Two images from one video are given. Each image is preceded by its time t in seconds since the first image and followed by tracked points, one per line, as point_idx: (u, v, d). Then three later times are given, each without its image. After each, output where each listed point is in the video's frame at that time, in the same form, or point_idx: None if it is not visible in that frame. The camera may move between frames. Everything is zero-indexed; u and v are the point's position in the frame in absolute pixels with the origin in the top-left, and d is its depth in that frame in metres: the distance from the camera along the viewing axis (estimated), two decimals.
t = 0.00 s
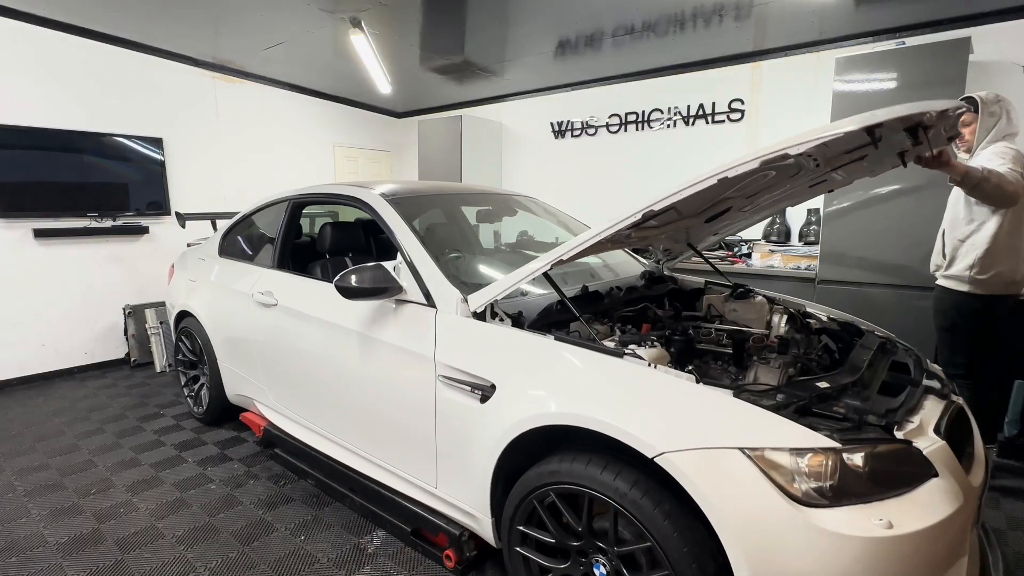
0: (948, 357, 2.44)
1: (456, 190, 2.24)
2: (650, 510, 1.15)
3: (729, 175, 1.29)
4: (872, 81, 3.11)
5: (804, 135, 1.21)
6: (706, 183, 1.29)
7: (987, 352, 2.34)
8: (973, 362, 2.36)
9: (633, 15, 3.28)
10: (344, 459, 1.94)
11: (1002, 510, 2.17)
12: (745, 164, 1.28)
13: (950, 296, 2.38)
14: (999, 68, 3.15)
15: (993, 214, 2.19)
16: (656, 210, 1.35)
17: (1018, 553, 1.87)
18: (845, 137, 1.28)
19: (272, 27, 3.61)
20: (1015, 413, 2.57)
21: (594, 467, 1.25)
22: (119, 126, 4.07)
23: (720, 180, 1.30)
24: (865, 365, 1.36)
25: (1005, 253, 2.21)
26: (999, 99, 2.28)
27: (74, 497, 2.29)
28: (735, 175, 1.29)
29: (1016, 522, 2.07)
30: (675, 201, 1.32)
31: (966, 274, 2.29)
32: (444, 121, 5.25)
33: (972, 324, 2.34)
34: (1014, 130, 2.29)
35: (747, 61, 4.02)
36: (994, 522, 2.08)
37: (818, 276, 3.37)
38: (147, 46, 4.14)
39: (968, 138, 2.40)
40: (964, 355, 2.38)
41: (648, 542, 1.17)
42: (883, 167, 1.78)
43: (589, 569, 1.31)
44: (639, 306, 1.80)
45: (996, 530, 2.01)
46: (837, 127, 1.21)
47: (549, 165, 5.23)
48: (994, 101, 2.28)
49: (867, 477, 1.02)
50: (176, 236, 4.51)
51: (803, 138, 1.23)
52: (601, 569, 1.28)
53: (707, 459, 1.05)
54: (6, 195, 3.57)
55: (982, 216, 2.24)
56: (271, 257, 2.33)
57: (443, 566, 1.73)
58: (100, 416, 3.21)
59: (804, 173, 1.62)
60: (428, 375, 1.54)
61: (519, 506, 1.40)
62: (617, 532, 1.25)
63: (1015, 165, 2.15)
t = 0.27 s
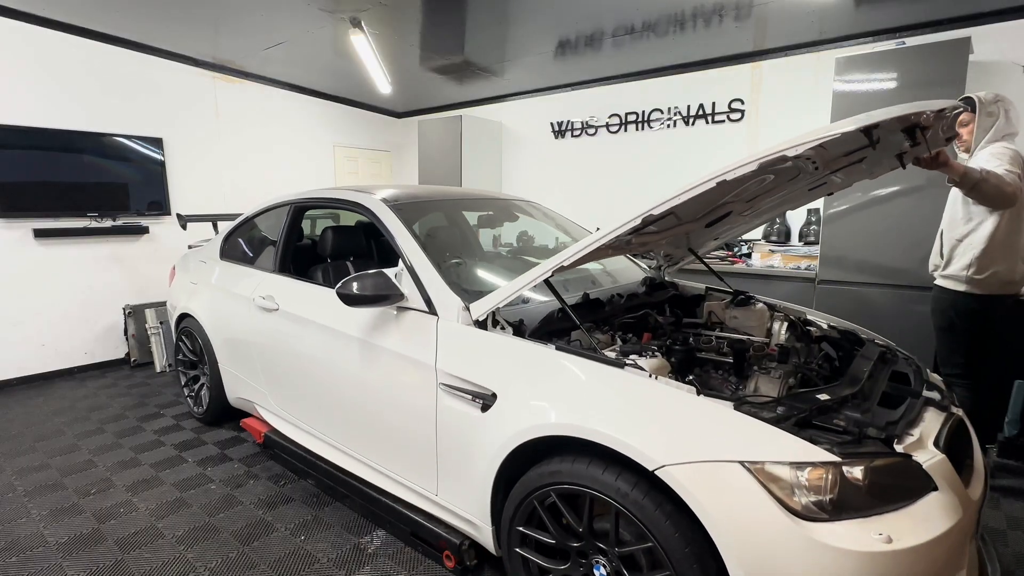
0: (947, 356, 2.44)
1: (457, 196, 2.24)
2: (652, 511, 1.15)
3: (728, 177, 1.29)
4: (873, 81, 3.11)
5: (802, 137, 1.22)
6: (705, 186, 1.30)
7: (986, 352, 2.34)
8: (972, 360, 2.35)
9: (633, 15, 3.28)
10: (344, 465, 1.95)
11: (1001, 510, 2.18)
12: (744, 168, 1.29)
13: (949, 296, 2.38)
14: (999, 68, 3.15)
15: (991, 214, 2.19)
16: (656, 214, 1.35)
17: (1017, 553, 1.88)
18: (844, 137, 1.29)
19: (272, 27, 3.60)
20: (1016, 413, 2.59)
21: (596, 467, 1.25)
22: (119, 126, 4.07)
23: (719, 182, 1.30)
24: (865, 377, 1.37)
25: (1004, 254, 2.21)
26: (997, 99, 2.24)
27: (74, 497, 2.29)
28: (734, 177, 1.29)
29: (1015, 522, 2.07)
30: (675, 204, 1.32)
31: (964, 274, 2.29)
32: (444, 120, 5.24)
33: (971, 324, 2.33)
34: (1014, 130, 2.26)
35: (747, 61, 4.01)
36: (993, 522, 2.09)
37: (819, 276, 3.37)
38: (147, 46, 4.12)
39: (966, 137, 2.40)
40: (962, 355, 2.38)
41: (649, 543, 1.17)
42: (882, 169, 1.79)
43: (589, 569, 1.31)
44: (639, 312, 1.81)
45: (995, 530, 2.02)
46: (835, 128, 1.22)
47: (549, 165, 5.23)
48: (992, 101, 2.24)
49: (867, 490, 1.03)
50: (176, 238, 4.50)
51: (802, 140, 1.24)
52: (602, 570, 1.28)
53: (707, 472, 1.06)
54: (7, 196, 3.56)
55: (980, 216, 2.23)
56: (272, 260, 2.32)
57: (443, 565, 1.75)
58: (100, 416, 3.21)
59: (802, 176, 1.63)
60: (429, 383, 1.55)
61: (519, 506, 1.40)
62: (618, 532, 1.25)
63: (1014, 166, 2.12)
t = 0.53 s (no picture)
0: (948, 356, 2.44)
1: (458, 198, 2.24)
2: (654, 511, 1.15)
3: (729, 182, 1.30)
4: (873, 80, 3.11)
5: (803, 142, 1.23)
6: (707, 191, 1.30)
7: (987, 352, 2.34)
8: (973, 359, 2.35)
9: (633, 15, 3.27)
10: (345, 467, 1.95)
11: (1000, 510, 2.18)
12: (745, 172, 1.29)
13: (950, 296, 2.38)
14: (999, 68, 3.15)
15: (994, 215, 2.20)
16: (658, 218, 1.35)
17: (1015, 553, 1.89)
18: (845, 142, 1.29)
19: (272, 27, 3.59)
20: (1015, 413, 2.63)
21: (598, 466, 1.25)
22: (119, 126, 4.06)
23: (721, 187, 1.30)
24: (865, 383, 1.38)
25: (1003, 254, 2.22)
26: (993, 99, 2.23)
27: (74, 497, 2.29)
28: (736, 182, 1.29)
29: (1014, 522, 2.08)
30: (676, 209, 1.33)
31: (966, 274, 2.30)
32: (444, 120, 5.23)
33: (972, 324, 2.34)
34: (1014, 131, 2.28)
35: (747, 61, 4.01)
36: (992, 522, 2.09)
37: (818, 276, 3.38)
38: (147, 46, 4.12)
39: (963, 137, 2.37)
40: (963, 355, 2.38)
41: (650, 543, 1.18)
42: (882, 173, 1.80)
43: (589, 569, 1.32)
44: (640, 316, 1.82)
45: (994, 530, 2.03)
46: (836, 133, 1.22)
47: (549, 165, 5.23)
48: (987, 102, 2.24)
49: (867, 497, 1.03)
50: (176, 237, 4.50)
51: (803, 145, 1.24)
52: (602, 570, 1.28)
53: (709, 478, 1.06)
54: (7, 196, 3.56)
55: (982, 217, 2.24)
56: (274, 262, 2.32)
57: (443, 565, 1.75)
58: (99, 416, 3.21)
59: (803, 180, 1.64)
60: (431, 388, 1.55)
61: (520, 506, 1.40)
62: (618, 532, 1.25)
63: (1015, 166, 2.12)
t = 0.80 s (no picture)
0: (949, 356, 2.44)
1: (459, 198, 2.24)
2: (654, 511, 1.15)
3: (728, 179, 1.29)
4: (873, 80, 3.11)
5: (802, 138, 1.22)
6: (706, 188, 1.29)
7: (988, 352, 2.34)
8: (975, 359, 2.35)
9: (633, 15, 3.27)
10: (344, 466, 1.95)
11: (1001, 510, 2.18)
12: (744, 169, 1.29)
13: (951, 296, 2.38)
14: (999, 68, 3.15)
15: (994, 215, 2.20)
16: (656, 216, 1.35)
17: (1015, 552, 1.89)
18: (843, 138, 1.29)
19: (272, 28, 3.60)
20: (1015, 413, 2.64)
21: (598, 466, 1.25)
22: (119, 126, 4.06)
23: (719, 184, 1.30)
24: (865, 383, 1.38)
25: (1004, 254, 2.22)
26: (993, 98, 2.23)
27: (74, 497, 2.29)
28: (735, 179, 1.29)
29: (1015, 523, 2.08)
30: (675, 206, 1.32)
31: (968, 274, 2.30)
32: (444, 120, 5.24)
33: (972, 324, 2.34)
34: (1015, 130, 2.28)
35: (747, 61, 4.01)
36: (993, 523, 2.09)
37: (819, 276, 3.38)
38: (147, 46, 4.12)
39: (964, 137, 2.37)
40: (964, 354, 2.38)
41: (650, 543, 1.18)
42: (881, 170, 1.80)
43: (589, 569, 1.32)
44: (640, 316, 1.81)
45: (995, 531, 2.02)
46: (834, 129, 1.22)
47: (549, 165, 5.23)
48: (987, 101, 2.24)
49: (867, 497, 1.03)
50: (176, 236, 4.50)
51: (801, 141, 1.23)
52: (602, 570, 1.28)
53: (708, 478, 1.06)
54: (7, 196, 3.56)
55: (982, 217, 2.25)
56: (274, 262, 2.32)
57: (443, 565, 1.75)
58: (100, 416, 3.21)
59: (802, 178, 1.63)
60: (431, 388, 1.55)
61: (520, 506, 1.40)
62: (618, 532, 1.25)
63: (1015, 166, 2.12)
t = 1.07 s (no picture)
0: (949, 356, 2.44)
1: (458, 198, 2.24)
2: (654, 511, 1.15)
3: (727, 175, 1.29)
4: (873, 80, 3.11)
5: (800, 134, 1.22)
6: (704, 186, 1.29)
7: (988, 352, 2.34)
8: (975, 359, 2.35)
9: (633, 15, 3.27)
10: (345, 467, 1.95)
11: (1002, 510, 2.18)
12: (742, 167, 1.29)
13: (952, 296, 2.38)
14: (999, 68, 3.16)
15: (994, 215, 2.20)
16: (655, 214, 1.34)
17: (1015, 552, 1.89)
18: (842, 134, 1.29)
19: (272, 28, 3.60)
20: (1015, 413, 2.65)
21: (598, 466, 1.25)
22: (119, 126, 4.06)
23: (718, 181, 1.29)
24: (865, 384, 1.38)
25: (1005, 254, 2.21)
26: (993, 98, 2.24)
27: (74, 497, 2.29)
28: (734, 176, 1.29)
29: (1015, 523, 2.08)
30: (675, 204, 1.31)
31: (969, 274, 2.30)
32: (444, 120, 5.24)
33: (972, 324, 2.34)
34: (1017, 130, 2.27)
35: (747, 61, 4.01)
36: (993, 522, 2.09)
37: (818, 276, 3.38)
38: (147, 46, 4.12)
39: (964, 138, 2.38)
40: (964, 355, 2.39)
41: (650, 543, 1.18)
42: (880, 168, 1.80)
43: (589, 569, 1.32)
44: (640, 316, 1.81)
45: (995, 531, 2.02)
46: (833, 124, 1.22)
47: (549, 165, 5.23)
48: (986, 101, 2.24)
49: (867, 497, 1.03)
50: (176, 236, 4.50)
51: (800, 137, 1.23)
52: (602, 570, 1.28)
53: (707, 478, 1.06)
54: (6, 196, 3.56)
55: (983, 217, 2.25)
56: (273, 262, 2.32)
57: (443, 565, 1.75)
58: (99, 416, 3.21)
59: (801, 176, 1.63)
60: (430, 388, 1.55)
61: (520, 506, 1.40)
62: (618, 532, 1.25)
63: (1015, 166, 2.12)
